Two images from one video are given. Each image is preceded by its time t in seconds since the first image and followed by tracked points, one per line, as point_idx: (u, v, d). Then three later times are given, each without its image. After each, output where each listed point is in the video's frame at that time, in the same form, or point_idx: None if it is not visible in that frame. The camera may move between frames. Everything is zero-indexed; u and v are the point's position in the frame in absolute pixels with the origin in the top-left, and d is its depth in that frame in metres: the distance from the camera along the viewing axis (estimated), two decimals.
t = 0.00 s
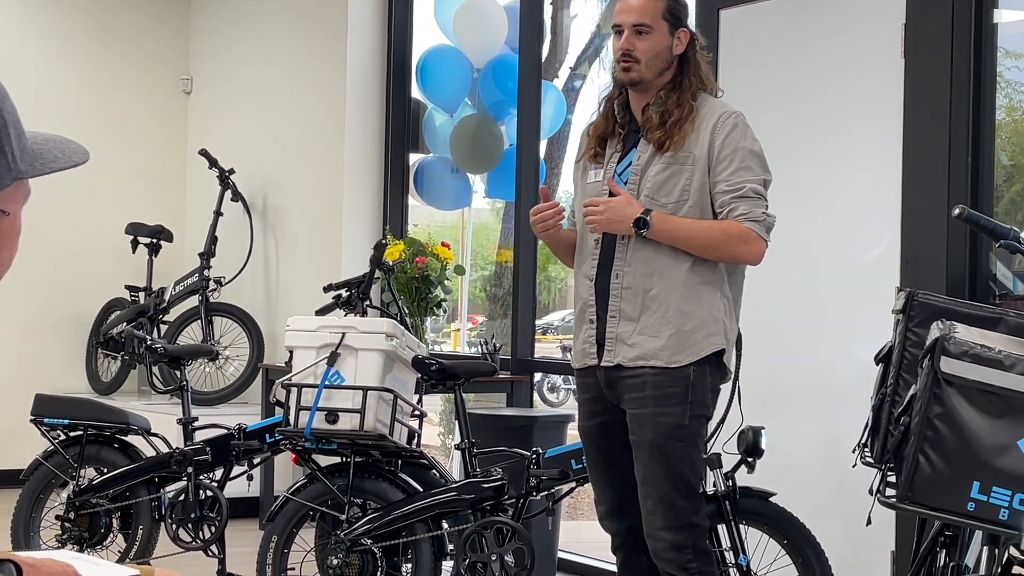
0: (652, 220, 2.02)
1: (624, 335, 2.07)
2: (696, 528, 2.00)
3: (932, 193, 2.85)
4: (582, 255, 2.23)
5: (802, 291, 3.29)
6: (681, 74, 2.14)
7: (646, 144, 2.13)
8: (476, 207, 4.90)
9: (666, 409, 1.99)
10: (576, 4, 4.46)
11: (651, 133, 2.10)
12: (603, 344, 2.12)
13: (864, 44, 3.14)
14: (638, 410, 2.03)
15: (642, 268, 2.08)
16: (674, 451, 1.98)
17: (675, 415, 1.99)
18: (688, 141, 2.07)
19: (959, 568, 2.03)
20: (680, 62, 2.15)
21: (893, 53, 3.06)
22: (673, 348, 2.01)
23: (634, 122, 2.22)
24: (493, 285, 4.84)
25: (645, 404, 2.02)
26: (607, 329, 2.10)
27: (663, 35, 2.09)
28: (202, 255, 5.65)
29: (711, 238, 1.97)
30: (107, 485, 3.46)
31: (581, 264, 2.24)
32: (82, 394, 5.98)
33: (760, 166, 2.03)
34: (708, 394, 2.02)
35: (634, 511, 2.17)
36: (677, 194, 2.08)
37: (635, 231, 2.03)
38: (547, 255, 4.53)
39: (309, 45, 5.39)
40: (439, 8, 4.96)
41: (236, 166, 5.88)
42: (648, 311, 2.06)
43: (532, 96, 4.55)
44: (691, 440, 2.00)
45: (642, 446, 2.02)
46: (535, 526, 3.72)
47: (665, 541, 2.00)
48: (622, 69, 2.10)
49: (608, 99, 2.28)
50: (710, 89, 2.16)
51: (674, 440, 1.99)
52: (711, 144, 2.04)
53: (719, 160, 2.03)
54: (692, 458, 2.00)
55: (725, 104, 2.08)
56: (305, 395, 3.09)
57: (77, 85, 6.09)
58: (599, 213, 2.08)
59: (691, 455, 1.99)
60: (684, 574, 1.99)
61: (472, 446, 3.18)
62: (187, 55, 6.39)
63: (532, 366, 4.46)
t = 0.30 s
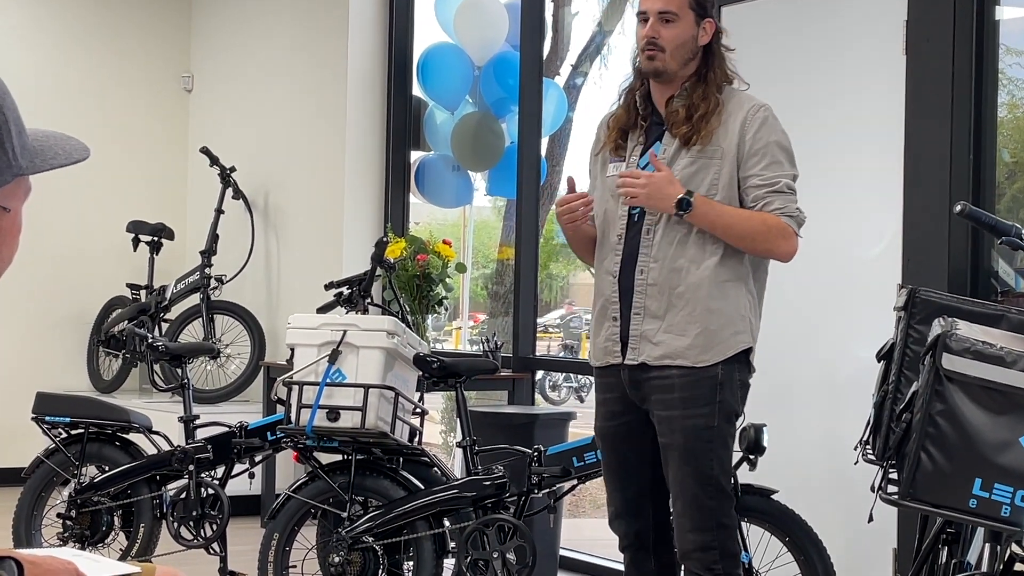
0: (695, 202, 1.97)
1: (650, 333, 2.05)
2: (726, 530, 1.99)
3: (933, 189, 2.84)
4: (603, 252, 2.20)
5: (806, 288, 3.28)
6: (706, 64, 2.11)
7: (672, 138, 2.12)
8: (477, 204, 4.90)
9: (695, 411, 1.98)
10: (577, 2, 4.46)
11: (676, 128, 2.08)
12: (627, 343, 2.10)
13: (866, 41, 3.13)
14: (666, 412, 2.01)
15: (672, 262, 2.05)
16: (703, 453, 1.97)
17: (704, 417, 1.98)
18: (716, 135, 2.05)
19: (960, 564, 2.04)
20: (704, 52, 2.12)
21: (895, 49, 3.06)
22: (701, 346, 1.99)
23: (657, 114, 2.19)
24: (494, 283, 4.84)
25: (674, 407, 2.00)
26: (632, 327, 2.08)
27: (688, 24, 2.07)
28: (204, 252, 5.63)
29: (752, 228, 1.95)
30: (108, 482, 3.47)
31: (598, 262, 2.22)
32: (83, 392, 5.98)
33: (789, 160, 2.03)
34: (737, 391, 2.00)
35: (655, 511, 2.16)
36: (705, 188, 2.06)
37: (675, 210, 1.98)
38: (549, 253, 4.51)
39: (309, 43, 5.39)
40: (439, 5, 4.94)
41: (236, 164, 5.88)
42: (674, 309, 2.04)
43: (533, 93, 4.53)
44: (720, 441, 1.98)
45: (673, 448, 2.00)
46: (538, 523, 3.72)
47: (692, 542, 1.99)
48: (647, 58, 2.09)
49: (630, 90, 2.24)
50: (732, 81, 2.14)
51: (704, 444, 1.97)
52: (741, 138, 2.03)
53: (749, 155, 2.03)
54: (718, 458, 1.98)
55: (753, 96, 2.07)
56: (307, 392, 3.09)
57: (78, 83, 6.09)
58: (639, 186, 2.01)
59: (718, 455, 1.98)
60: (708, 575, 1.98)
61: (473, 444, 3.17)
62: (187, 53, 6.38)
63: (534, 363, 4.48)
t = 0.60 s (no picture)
0: (741, 195, 1.95)
1: (680, 334, 2.05)
2: (749, 532, 1.99)
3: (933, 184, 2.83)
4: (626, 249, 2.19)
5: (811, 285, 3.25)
6: (734, 59, 2.10)
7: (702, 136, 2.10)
8: (478, 202, 4.90)
9: (723, 413, 1.98)
10: None
11: (706, 125, 2.07)
12: (654, 340, 2.09)
13: (869, 39, 3.13)
14: (693, 414, 2.00)
15: (709, 259, 2.05)
16: (732, 458, 1.97)
17: (732, 418, 1.97)
18: (745, 134, 2.05)
19: (964, 562, 2.05)
20: (731, 47, 2.12)
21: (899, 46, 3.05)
22: (733, 348, 1.99)
23: (684, 109, 2.18)
24: (495, 280, 4.84)
25: (701, 409, 2.00)
26: (661, 327, 2.08)
27: (715, 19, 2.06)
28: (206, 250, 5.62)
29: (795, 225, 1.95)
30: (110, 480, 3.47)
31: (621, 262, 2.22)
32: (85, 390, 5.98)
33: (821, 158, 2.04)
34: (765, 391, 2.01)
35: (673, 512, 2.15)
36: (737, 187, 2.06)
37: (721, 201, 1.96)
38: (552, 251, 4.51)
39: (310, 40, 5.39)
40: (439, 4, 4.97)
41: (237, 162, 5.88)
42: (706, 310, 2.03)
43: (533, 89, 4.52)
44: (746, 443, 1.98)
45: (700, 450, 2.00)
46: (540, 521, 3.72)
47: (711, 544, 1.99)
48: (671, 54, 2.08)
49: (654, 85, 2.23)
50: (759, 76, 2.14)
51: (735, 446, 1.97)
52: (774, 136, 2.03)
53: (782, 153, 2.03)
54: (746, 460, 1.98)
55: (783, 93, 2.07)
56: (308, 390, 3.09)
57: (78, 81, 6.09)
58: (686, 173, 1.98)
59: (742, 458, 1.98)
60: None
61: (475, 441, 3.17)
62: (188, 50, 6.38)
63: (535, 360, 4.47)
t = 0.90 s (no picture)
0: (770, 189, 1.92)
1: (692, 333, 2.05)
2: (756, 529, 1.99)
3: (934, 180, 2.83)
4: (642, 242, 2.19)
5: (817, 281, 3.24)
6: (749, 54, 2.10)
7: (715, 132, 2.10)
8: (477, 198, 4.91)
9: (734, 412, 1.98)
10: None
11: (722, 122, 2.07)
12: (664, 337, 2.09)
13: (870, 36, 3.13)
14: (703, 412, 2.01)
15: (722, 258, 2.05)
16: (741, 457, 1.97)
17: (742, 417, 1.98)
18: (760, 131, 2.05)
19: (964, 557, 2.05)
20: (746, 41, 2.11)
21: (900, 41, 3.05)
22: (745, 348, 1.99)
23: (698, 103, 2.17)
24: (495, 276, 4.84)
25: (712, 408, 2.00)
26: (672, 326, 2.08)
27: (729, 12, 2.06)
28: (206, 246, 5.61)
29: (818, 222, 1.94)
30: (111, 477, 3.47)
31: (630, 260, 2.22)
32: (86, 387, 5.99)
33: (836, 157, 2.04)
34: (775, 390, 2.01)
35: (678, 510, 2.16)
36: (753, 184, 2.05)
37: (749, 192, 1.92)
38: (552, 247, 4.50)
39: (311, 36, 5.38)
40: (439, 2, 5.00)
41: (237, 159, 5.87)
42: (718, 309, 2.03)
43: (532, 85, 4.52)
44: (756, 441, 1.98)
45: (708, 448, 2.00)
46: (540, 517, 3.73)
47: (718, 542, 1.99)
48: (685, 47, 2.08)
49: (670, 77, 2.22)
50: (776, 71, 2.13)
51: (744, 444, 1.97)
52: (790, 134, 2.02)
53: (799, 151, 2.02)
54: (755, 458, 1.98)
55: (799, 90, 2.07)
56: (308, 387, 3.09)
57: (78, 78, 6.09)
58: (717, 160, 1.94)
59: (750, 456, 1.98)
60: (733, 573, 1.98)
61: (475, 437, 3.17)
62: (188, 47, 6.37)
63: (535, 356, 4.47)
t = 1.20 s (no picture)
0: (777, 224, 1.91)
1: (689, 331, 2.04)
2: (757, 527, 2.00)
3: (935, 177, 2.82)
4: (641, 238, 2.18)
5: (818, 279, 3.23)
6: (754, 50, 2.09)
7: (714, 128, 2.09)
8: (477, 195, 4.90)
9: (734, 410, 1.98)
10: None
11: (720, 117, 2.06)
12: (662, 334, 2.09)
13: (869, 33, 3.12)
14: (703, 410, 2.01)
15: (719, 257, 2.04)
16: (740, 455, 1.98)
17: (742, 416, 1.97)
18: (760, 126, 2.04)
19: (965, 554, 2.06)
20: (750, 38, 2.11)
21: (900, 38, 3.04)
22: (743, 346, 1.99)
23: (699, 98, 2.17)
24: (496, 274, 4.83)
25: (711, 405, 2.00)
26: (670, 323, 2.08)
27: (737, 5, 2.05)
28: (206, 244, 5.61)
29: (821, 237, 1.95)
30: (112, 474, 3.47)
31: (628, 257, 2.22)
32: (86, 384, 5.99)
33: (835, 156, 2.04)
34: (774, 388, 2.01)
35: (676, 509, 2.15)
36: (751, 182, 2.05)
37: (758, 236, 1.91)
38: (552, 244, 4.49)
39: (311, 33, 5.37)
40: None
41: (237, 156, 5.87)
42: (716, 307, 2.03)
43: (532, 82, 4.51)
44: (756, 438, 1.98)
45: (708, 445, 2.00)
46: (541, 514, 3.73)
47: (718, 539, 2.00)
48: (690, 39, 2.08)
49: (672, 73, 2.22)
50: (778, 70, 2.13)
51: (743, 440, 1.97)
52: (790, 133, 2.02)
53: (799, 151, 2.02)
54: (755, 455, 1.98)
55: (801, 88, 2.06)
56: (308, 384, 3.09)
57: (78, 75, 6.09)
58: (729, 215, 1.89)
59: (750, 454, 1.98)
60: (734, 570, 1.98)
61: (476, 434, 3.17)
62: (187, 44, 6.37)
63: (535, 353, 4.47)
